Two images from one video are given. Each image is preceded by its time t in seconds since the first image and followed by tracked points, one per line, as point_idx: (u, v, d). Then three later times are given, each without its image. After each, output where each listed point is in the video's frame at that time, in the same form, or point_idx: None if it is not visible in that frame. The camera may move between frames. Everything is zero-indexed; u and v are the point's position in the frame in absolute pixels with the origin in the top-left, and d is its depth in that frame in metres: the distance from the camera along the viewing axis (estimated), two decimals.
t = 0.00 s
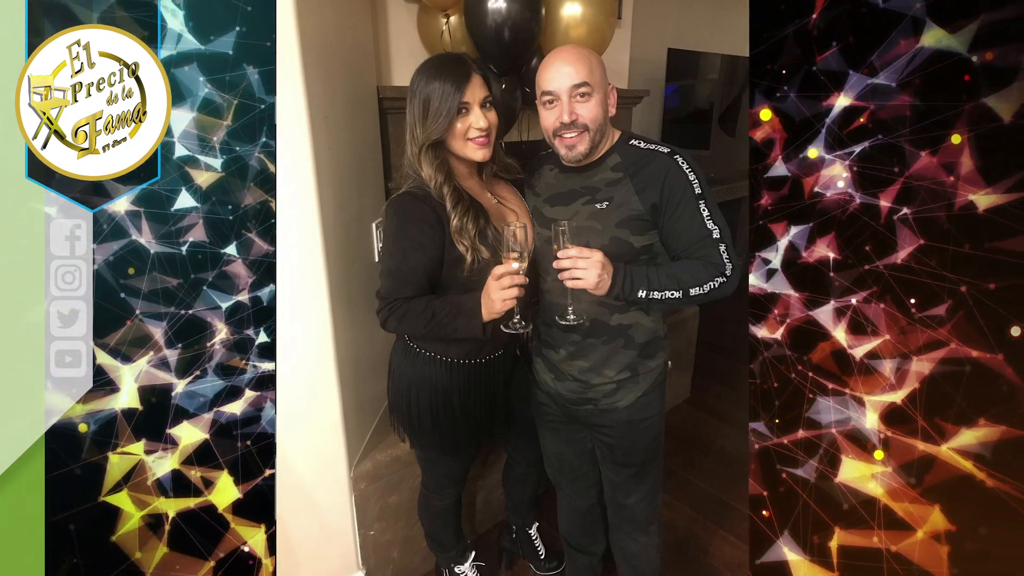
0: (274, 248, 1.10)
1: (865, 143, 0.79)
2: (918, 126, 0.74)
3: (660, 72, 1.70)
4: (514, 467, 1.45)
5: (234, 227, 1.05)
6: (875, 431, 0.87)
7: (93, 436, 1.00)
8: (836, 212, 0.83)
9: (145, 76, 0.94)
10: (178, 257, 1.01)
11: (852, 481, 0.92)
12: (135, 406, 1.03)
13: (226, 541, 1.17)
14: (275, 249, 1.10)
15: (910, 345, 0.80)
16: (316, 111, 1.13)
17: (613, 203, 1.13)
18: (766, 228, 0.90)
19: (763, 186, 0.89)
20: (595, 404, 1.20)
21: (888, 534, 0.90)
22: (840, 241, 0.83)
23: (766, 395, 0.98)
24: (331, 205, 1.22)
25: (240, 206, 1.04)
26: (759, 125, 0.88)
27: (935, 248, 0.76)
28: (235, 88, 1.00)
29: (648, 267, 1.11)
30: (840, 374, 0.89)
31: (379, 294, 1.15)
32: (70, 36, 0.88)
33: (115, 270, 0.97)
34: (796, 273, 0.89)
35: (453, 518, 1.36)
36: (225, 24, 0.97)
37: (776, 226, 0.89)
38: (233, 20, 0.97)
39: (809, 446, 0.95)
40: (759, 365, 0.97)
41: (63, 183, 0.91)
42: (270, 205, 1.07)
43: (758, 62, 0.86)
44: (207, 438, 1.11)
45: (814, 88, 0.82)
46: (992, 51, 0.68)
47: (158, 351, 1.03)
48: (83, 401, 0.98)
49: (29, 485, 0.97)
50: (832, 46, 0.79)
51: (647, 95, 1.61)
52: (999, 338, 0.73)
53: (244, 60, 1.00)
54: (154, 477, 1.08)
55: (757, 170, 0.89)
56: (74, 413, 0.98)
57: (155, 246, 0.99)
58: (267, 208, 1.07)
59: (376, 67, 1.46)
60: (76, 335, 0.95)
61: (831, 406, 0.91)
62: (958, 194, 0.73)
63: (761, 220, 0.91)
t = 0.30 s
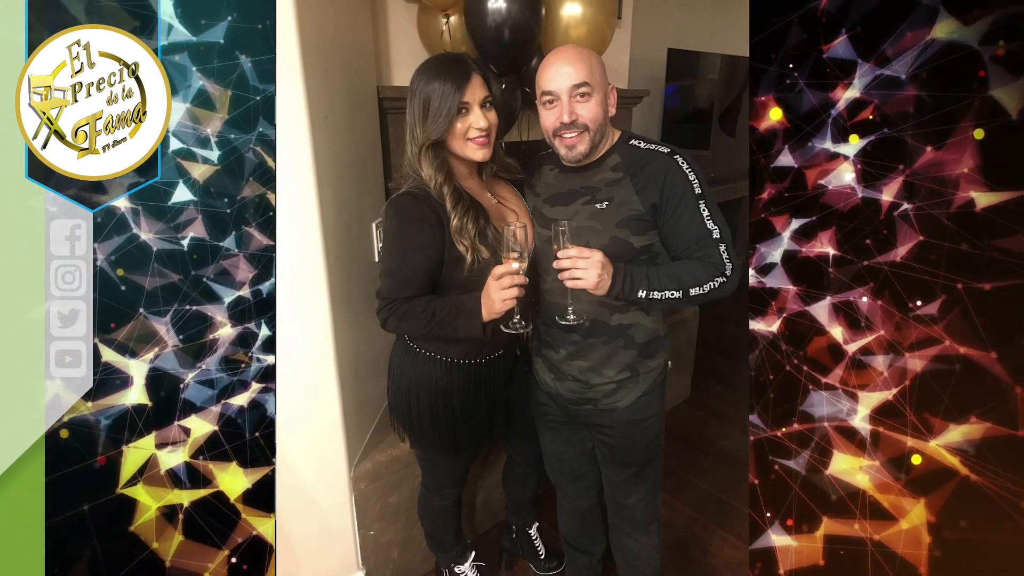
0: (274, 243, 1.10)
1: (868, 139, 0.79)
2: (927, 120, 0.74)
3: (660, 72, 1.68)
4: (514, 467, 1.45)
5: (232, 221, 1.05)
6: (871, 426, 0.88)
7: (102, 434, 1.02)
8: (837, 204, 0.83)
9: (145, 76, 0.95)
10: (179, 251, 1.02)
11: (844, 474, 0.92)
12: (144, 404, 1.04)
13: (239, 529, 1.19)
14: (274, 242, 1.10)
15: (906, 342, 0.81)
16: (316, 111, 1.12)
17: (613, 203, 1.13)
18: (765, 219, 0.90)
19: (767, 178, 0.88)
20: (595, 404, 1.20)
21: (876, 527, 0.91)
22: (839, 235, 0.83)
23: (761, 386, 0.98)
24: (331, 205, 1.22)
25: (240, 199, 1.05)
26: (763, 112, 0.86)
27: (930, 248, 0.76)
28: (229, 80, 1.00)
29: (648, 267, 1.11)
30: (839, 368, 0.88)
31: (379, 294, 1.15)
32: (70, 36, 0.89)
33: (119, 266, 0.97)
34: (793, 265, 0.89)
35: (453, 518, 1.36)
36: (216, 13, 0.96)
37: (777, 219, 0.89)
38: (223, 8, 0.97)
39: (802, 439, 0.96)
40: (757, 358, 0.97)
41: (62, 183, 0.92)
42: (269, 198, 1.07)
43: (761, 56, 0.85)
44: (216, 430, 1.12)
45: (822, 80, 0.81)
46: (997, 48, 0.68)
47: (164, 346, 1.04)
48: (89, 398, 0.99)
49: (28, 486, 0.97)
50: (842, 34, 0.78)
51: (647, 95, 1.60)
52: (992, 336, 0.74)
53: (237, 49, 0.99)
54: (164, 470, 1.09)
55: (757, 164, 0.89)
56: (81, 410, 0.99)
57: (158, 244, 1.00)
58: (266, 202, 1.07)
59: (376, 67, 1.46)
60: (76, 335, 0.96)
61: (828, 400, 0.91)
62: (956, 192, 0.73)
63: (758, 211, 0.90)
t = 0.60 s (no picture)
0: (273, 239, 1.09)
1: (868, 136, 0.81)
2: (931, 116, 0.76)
3: (660, 72, 1.60)
4: (514, 467, 1.44)
5: (231, 214, 1.05)
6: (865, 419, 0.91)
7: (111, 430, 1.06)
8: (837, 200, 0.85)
9: (145, 76, 0.97)
10: (180, 243, 1.03)
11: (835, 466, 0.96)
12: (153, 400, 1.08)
13: (250, 522, 1.20)
14: (275, 237, 1.09)
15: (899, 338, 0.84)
16: (316, 111, 1.11)
17: (613, 203, 1.13)
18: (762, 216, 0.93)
19: (770, 170, 0.90)
20: (595, 404, 1.21)
21: (863, 517, 0.95)
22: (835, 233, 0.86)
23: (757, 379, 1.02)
24: (331, 205, 1.20)
25: (240, 192, 1.05)
26: (766, 104, 0.89)
27: (923, 250, 0.79)
28: (222, 72, 1.00)
29: (648, 267, 1.12)
30: (836, 360, 0.91)
31: (379, 294, 1.15)
32: (70, 36, 0.91)
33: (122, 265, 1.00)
34: (790, 261, 0.92)
35: (453, 518, 1.36)
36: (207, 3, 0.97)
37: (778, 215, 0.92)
38: None
39: (797, 432, 1.00)
40: (756, 351, 1.00)
41: (60, 182, 0.94)
42: (266, 191, 1.07)
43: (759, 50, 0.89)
44: (224, 420, 1.13)
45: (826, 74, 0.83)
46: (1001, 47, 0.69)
47: (168, 342, 1.06)
48: (100, 392, 1.03)
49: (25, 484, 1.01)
50: (852, 22, 0.79)
51: (647, 95, 1.59)
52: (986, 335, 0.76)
53: (228, 36, 0.99)
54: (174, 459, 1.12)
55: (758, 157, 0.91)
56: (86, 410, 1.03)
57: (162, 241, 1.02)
58: (265, 195, 1.07)
59: (376, 67, 1.46)
60: (75, 335, 0.99)
61: (826, 392, 0.94)
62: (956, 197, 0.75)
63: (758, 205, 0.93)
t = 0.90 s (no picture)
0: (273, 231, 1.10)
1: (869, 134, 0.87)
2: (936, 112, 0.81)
3: (661, 72, 1.58)
4: (515, 468, 1.44)
5: (230, 205, 1.06)
6: (858, 412, 0.98)
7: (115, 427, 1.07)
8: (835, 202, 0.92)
9: (145, 76, 0.97)
10: (174, 235, 1.03)
11: (825, 456, 1.04)
12: (161, 398, 1.09)
13: (263, 510, 1.23)
14: (275, 232, 1.10)
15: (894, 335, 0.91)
16: (316, 111, 1.11)
17: (613, 203, 1.13)
18: (760, 213, 1.01)
19: (778, 162, 0.97)
20: (595, 404, 1.21)
21: (849, 506, 1.03)
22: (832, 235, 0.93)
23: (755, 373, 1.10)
24: (331, 206, 1.19)
25: (238, 184, 1.06)
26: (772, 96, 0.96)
27: (921, 248, 0.85)
28: (215, 62, 1.00)
29: (648, 267, 1.12)
30: (831, 351, 0.99)
31: (379, 294, 1.15)
32: (71, 36, 0.92)
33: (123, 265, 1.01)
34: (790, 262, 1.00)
35: (453, 518, 1.36)
36: None
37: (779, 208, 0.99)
38: None
39: (790, 425, 1.08)
40: (756, 337, 1.08)
41: (62, 182, 0.96)
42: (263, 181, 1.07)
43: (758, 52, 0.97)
44: (231, 412, 1.15)
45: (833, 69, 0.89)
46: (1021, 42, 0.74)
47: (173, 338, 1.07)
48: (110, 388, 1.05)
49: (24, 478, 1.03)
50: (863, 10, 0.85)
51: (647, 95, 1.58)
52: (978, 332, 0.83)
53: (220, 24, 1.00)
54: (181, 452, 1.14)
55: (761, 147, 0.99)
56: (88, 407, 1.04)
57: (164, 238, 1.03)
58: (263, 187, 1.07)
59: (376, 67, 1.45)
60: (75, 335, 1.00)
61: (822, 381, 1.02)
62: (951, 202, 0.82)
63: (758, 199, 1.01)
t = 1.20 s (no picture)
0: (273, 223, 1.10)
1: (874, 127, 0.88)
2: (941, 106, 0.83)
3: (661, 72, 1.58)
4: (515, 468, 1.44)
5: (230, 198, 1.06)
6: (852, 406, 1.02)
7: (122, 421, 1.08)
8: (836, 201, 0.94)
9: (145, 76, 0.98)
10: (174, 230, 1.04)
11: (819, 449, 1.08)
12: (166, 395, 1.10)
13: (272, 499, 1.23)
14: (274, 225, 1.10)
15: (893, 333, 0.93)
16: (316, 111, 1.10)
17: (613, 203, 1.13)
18: (757, 210, 1.02)
19: (783, 153, 0.97)
20: (595, 404, 1.21)
21: (839, 494, 1.08)
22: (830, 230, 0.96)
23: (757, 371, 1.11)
24: (331, 206, 1.17)
25: (236, 175, 1.05)
26: (776, 83, 0.97)
27: (921, 246, 0.88)
28: (208, 50, 1.00)
29: (648, 267, 1.12)
30: (829, 344, 1.01)
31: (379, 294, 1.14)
32: (71, 36, 0.93)
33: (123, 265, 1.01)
34: (788, 258, 1.01)
35: (454, 518, 1.36)
36: None
37: (779, 201, 1.00)
38: None
39: (783, 419, 1.10)
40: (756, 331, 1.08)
41: (62, 182, 0.96)
42: (260, 172, 1.07)
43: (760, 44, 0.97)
44: (237, 404, 1.15)
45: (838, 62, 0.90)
46: None
47: (176, 336, 1.08)
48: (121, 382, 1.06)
49: (23, 479, 1.03)
50: None
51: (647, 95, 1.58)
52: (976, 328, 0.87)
53: (211, 11, 0.99)
54: (186, 446, 1.14)
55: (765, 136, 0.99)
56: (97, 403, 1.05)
57: (165, 235, 1.03)
58: (261, 179, 1.07)
59: (376, 67, 1.45)
60: (75, 335, 1.01)
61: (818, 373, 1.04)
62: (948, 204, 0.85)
63: (758, 192, 1.01)
